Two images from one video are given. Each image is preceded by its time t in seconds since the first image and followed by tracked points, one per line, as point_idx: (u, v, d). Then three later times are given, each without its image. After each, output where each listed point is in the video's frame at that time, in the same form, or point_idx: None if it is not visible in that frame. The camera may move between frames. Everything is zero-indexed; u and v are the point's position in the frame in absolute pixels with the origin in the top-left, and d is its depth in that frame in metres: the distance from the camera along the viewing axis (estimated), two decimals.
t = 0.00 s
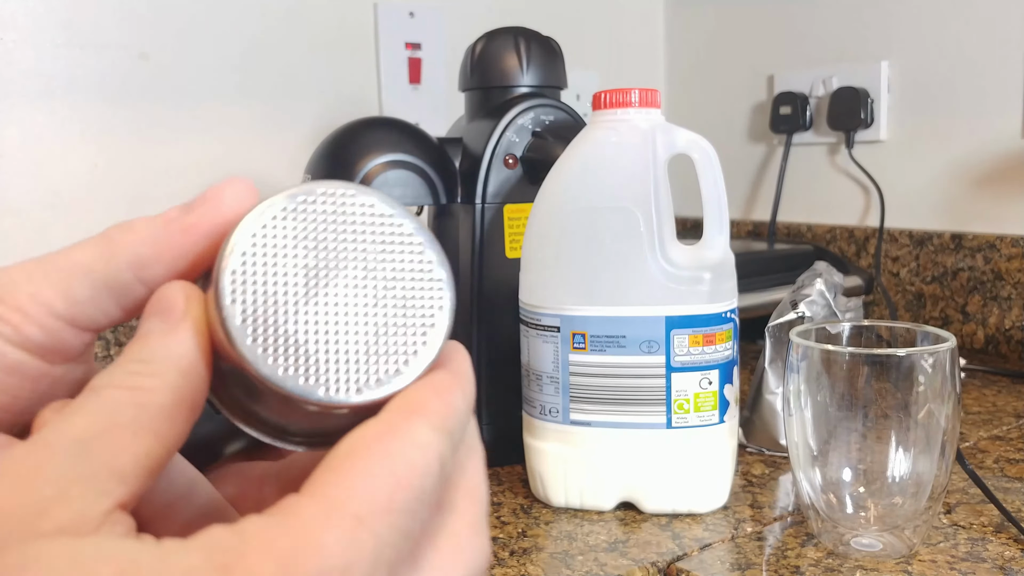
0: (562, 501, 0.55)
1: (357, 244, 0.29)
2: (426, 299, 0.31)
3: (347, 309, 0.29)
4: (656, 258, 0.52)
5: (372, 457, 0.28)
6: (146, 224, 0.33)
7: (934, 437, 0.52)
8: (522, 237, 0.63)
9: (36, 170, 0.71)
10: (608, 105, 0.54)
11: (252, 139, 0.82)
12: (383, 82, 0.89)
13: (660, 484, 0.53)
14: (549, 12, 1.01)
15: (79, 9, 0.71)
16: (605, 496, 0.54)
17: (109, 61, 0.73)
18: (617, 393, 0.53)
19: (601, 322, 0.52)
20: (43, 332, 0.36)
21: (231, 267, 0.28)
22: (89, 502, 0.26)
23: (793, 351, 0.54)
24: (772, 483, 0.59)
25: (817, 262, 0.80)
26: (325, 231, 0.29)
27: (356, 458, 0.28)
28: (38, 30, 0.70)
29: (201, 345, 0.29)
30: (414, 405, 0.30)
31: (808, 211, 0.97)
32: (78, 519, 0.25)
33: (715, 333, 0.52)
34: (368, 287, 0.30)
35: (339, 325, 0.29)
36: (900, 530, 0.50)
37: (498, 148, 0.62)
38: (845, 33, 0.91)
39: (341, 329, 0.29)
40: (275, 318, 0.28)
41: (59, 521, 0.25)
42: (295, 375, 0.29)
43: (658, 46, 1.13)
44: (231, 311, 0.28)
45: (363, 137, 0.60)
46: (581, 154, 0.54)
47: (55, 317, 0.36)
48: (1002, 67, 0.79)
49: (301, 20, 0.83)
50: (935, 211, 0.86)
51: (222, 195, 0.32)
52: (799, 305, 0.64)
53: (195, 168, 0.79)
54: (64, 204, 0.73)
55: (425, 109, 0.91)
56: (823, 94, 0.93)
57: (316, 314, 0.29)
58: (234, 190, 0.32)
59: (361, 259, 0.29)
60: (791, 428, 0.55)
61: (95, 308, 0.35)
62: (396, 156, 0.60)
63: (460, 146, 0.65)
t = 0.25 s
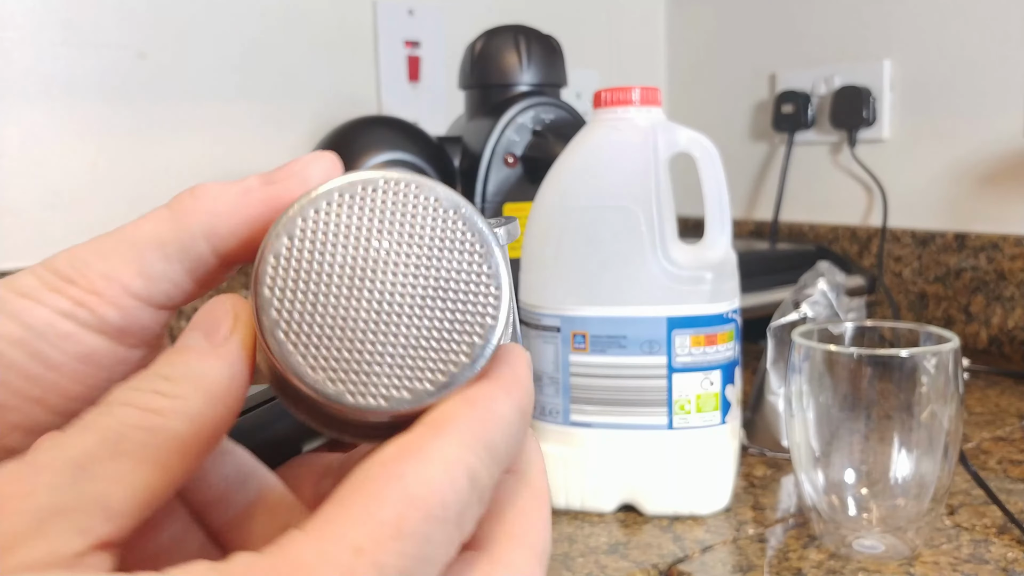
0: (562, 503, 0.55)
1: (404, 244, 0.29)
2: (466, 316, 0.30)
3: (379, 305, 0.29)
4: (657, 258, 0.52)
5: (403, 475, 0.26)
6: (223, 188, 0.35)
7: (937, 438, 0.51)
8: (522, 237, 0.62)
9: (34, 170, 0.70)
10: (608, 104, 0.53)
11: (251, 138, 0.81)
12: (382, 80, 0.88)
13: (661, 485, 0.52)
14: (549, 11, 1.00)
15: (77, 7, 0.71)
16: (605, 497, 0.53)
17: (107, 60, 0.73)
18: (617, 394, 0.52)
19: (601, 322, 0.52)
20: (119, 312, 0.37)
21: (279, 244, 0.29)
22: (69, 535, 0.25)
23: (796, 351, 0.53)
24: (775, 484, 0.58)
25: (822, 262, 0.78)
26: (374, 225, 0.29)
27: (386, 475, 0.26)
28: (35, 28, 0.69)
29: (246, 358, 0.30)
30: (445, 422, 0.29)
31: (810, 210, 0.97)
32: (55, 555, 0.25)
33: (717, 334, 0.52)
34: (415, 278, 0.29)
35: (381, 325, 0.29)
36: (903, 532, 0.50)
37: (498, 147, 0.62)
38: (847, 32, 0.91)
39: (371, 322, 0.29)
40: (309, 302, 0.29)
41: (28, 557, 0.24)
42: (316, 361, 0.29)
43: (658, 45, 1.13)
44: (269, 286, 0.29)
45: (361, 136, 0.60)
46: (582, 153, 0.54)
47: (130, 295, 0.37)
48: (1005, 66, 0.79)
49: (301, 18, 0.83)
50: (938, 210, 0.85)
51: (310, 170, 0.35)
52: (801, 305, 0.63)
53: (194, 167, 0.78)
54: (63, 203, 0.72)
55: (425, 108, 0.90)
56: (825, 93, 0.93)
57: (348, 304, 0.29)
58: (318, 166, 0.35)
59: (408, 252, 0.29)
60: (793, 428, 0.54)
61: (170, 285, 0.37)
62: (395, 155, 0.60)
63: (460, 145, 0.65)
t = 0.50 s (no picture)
0: (563, 503, 0.55)
1: (399, 204, 0.29)
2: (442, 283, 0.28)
3: (365, 254, 0.28)
4: (657, 258, 0.52)
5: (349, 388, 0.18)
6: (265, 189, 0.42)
7: (937, 438, 0.51)
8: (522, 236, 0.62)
9: (33, 170, 0.70)
10: (608, 103, 0.53)
11: (251, 138, 0.81)
12: (382, 80, 0.88)
13: (661, 485, 0.52)
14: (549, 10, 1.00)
15: (77, 7, 0.71)
16: (606, 497, 0.53)
17: (107, 59, 0.73)
18: (617, 394, 0.52)
19: (601, 322, 0.52)
20: (169, 301, 0.43)
21: (283, 201, 0.30)
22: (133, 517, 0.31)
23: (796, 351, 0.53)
24: (775, 485, 0.58)
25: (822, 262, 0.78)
26: (370, 183, 0.29)
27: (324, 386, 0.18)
28: (35, 28, 0.69)
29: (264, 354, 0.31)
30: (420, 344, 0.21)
31: (810, 210, 0.97)
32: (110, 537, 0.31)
33: (717, 333, 0.52)
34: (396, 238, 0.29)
35: (354, 280, 0.28)
36: (903, 532, 0.50)
37: (498, 146, 0.62)
38: (847, 31, 0.91)
39: (355, 272, 0.28)
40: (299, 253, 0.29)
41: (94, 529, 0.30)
42: (299, 308, 0.28)
43: (658, 46, 1.13)
44: (265, 235, 0.29)
45: (361, 136, 0.60)
46: (581, 152, 0.54)
47: (182, 287, 0.43)
48: (1005, 65, 0.79)
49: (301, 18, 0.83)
50: (938, 210, 0.85)
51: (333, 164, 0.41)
52: (802, 305, 0.63)
53: (194, 167, 0.78)
54: (62, 203, 0.72)
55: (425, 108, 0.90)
56: (825, 93, 0.93)
57: (337, 258, 0.29)
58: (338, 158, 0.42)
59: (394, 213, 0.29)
60: (793, 429, 0.54)
61: (216, 273, 0.43)
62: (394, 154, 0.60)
63: (460, 144, 0.65)
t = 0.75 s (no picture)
0: (562, 502, 0.55)
1: (334, 245, 0.29)
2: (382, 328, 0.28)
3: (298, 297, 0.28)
4: (657, 258, 0.52)
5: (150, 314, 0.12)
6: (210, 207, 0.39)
7: (936, 438, 0.51)
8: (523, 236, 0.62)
9: (33, 170, 0.70)
10: (608, 104, 0.53)
11: (250, 138, 0.81)
12: (382, 80, 0.88)
13: (661, 485, 0.52)
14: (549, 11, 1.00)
15: (77, 8, 0.71)
16: (605, 497, 0.53)
17: (106, 60, 0.73)
18: (617, 394, 0.52)
19: (601, 322, 0.52)
20: (102, 322, 0.39)
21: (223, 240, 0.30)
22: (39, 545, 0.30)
23: (795, 351, 0.53)
24: (775, 485, 0.58)
25: (822, 262, 0.79)
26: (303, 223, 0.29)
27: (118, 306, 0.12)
28: (35, 28, 0.69)
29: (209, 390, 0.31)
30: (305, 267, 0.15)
31: (809, 210, 0.97)
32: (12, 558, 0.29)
33: (717, 333, 0.52)
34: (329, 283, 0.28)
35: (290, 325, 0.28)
36: (902, 532, 0.50)
37: (498, 147, 0.62)
38: (847, 31, 0.91)
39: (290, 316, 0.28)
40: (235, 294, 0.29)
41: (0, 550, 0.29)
42: (231, 350, 0.28)
43: (658, 45, 1.13)
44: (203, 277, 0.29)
45: (362, 137, 0.60)
46: (582, 153, 0.54)
47: (117, 308, 0.39)
48: (1004, 65, 0.79)
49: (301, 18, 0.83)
50: (937, 210, 0.85)
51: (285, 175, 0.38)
52: (801, 305, 0.63)
53: (194, 167, 0.78)
54: (63, 203, 0.72)
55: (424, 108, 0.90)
56: (824, 93, 0.93)
57: (269, 299, 0.28)
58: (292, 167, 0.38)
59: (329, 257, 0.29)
60: (791, 429, 0.54)
61: (155, 296, 0.39)
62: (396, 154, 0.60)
63: (460, 145, 0.65)
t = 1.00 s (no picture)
0: (562, 502, 0.55)
1: (269, 197, 0.29)
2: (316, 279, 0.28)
3: (226, 247, 0.28)
4: (657, 258, 0.52)
5: None
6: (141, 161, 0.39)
7: (935, 437, 0.51)
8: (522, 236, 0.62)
9: (33, 170, 0.71)
10: (608, 104, 0.53)
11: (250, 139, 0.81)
12: (382, 80, 0.88)
13: (660, 484, 0.52)
14: (548, 11, 1.00)
15: (78, 8, 0.71)
16: (605, 497, 0.53)
17: (106, 60, 0.73)
18: (617, 394, 0.52)
19: (601, 322, 0.52)
20: (30, 276, 0.39)
21: (151, 189, 0.29)
22: None
23: (794, 351, 0.54)
24: (774, 484, 0.58)
25: (822, 262, 0.79)
26: (233, 173, 0.29)
27: None
28: (35, 29, 0.69)
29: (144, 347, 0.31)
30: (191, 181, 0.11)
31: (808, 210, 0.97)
32: None
33: (717, 334, 0.52)
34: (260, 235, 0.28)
35: (224, 277, 0.28)
36: (902, 532, 0.50)
37: (498, 147, 0.62)
38: (846, 32, 0.91)
39: (225, 268, 0.28)
40: (165, 242, 0.28)
41: None
42: (164, 300, 0.28)
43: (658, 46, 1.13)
44: (133, 225, 0.29)
45: (365, 136, 0.61)
46: (582, 153, 0.54)
47: (47, 265, 0.39)
48: (1003, 66, 0.79)
49: (301, 19, 0.83)
50: (937, 211, 0.85)
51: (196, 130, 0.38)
52: (800, 305, 0.64)
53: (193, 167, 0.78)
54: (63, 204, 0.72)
55: (424, 108, 0.90)
56: (824, 94, 0.93)
57: (199, 250, 0.28)
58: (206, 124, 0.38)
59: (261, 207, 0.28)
60: (791, 429, 0.54)
61: (84, 252, 0.39)
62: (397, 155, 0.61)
63: (460, 145, 0.65)
